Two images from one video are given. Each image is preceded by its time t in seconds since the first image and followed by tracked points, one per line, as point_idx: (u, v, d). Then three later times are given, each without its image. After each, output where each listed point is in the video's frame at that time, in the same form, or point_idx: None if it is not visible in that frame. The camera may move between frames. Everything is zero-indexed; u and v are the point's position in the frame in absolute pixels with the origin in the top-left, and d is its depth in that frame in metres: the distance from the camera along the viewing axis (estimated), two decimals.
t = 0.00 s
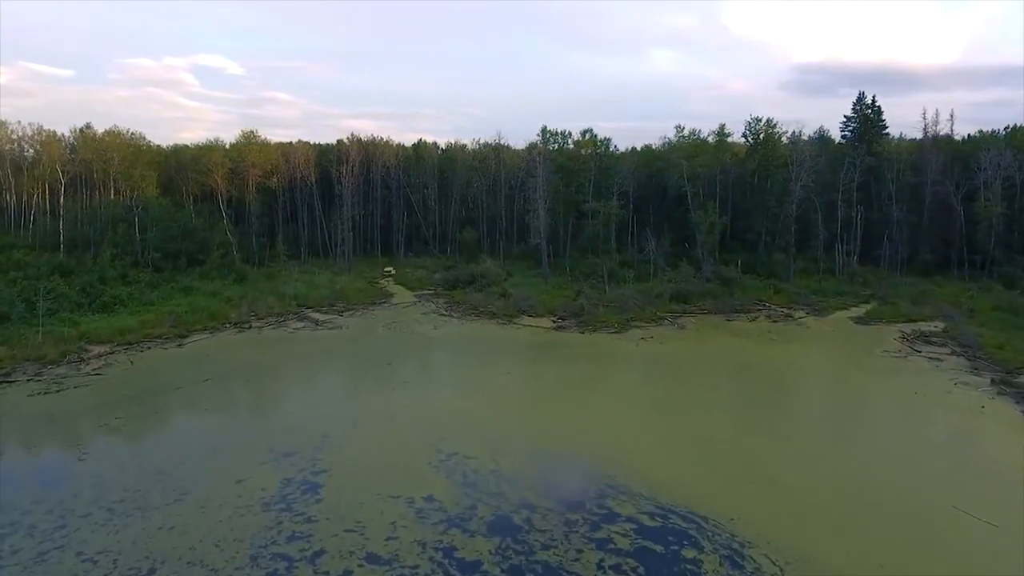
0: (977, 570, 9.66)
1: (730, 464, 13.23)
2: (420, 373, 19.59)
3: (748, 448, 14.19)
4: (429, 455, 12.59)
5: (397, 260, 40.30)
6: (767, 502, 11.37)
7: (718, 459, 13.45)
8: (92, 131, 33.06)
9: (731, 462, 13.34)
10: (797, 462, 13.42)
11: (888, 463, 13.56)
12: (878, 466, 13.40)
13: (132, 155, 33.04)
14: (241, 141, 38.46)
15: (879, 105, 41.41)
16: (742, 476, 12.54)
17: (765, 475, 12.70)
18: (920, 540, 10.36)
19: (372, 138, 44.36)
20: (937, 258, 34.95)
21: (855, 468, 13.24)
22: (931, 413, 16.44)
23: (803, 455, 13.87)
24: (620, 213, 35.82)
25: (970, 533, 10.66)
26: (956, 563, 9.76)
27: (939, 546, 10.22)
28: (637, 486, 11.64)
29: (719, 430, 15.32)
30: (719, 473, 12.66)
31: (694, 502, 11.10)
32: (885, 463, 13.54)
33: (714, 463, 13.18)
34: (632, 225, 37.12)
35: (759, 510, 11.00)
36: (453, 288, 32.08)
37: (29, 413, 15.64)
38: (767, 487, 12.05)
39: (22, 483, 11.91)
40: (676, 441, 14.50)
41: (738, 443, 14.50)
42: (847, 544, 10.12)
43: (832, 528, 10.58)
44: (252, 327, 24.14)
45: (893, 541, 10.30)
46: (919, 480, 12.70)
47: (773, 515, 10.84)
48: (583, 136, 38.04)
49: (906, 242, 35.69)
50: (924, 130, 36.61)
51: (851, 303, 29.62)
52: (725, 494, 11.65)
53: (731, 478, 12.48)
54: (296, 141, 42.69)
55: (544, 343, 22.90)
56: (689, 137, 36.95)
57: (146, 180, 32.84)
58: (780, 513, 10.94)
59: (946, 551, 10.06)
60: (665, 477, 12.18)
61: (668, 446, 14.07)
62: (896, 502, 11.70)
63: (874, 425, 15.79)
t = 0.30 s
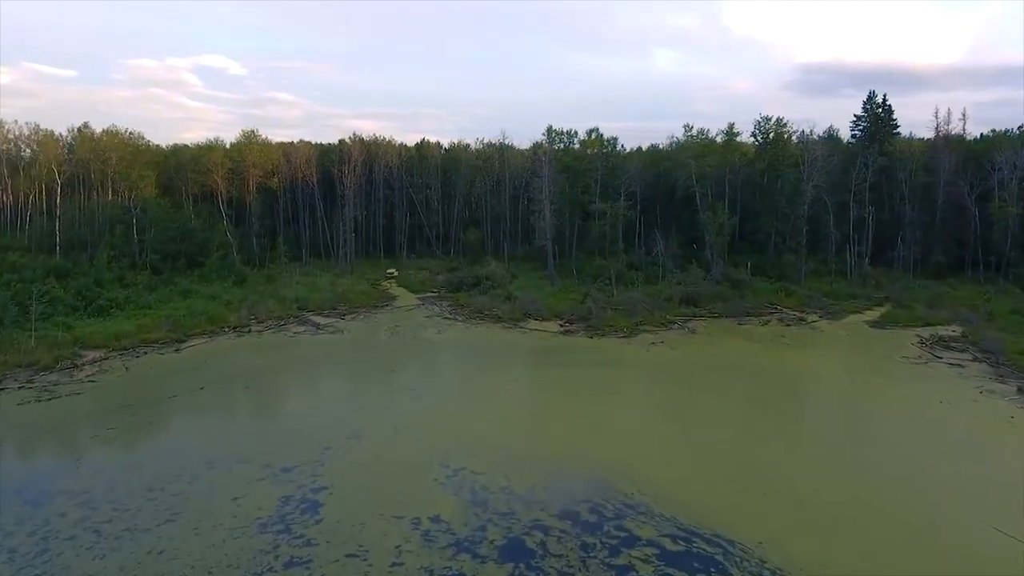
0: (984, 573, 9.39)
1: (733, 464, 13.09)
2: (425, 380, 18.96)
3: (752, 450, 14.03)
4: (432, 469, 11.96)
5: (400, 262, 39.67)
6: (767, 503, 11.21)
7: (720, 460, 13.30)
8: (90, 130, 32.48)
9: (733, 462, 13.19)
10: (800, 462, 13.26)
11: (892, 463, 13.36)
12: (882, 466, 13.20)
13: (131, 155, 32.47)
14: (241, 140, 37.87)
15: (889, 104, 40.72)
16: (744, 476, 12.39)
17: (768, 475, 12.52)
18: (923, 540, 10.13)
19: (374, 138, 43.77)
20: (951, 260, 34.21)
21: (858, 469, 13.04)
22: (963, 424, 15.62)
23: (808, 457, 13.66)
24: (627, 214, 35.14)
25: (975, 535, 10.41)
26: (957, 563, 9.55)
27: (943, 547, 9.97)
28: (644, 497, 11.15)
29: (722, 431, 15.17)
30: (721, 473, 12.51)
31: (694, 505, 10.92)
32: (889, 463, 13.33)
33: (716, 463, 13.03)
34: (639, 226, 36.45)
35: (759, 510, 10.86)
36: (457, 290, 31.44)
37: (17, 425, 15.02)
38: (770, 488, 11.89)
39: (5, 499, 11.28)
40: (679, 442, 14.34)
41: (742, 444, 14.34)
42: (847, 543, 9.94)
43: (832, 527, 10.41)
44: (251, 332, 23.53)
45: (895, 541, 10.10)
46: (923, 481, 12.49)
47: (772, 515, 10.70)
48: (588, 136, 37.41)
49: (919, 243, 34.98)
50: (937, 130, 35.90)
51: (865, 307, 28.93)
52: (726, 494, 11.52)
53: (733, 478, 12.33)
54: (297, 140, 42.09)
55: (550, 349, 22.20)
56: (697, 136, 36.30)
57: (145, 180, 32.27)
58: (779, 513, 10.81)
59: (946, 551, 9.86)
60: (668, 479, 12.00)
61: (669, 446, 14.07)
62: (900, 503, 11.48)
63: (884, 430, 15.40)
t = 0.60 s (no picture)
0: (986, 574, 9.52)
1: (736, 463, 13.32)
2: (430, 388, 18.34)
3: (757, 450, 14.20)
4: (438, 483, 11.59)
5: (402, 263, 39.05)
6: (771, 503, 11.41)
7: (726, 461, 13.46)
8: (87, 130, 31.86)
9: (738, 462, 13.39)
10: (804, 463, 13.43)
11: (895, 463, 13.50)
12: (886, 467, 13.32)
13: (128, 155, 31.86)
14: (242, 140, 37.19)
15: (900, 103, 40.02)
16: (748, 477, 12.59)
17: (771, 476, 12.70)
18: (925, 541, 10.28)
19: (376, 137, 43.15)
20: (965, 262, 33.51)
21: (860, 468, 13.29)
22: (996, 438, 14.87)
23: (814, 458, 13.77)
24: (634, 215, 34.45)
25: (976, 536, 10.53)
26: (957, 563, 9.71)
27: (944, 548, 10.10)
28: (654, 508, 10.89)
29: (728, 431, 15.33)
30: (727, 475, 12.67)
31: (700, 508, 11.04)
32: (892, 464, 13.47)
33: (721, 465, 13.18)
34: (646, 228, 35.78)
35: (763, 511, 11.03)
36: (461, 293, 30.80)
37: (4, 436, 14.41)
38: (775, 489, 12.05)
39: None
40: (686, 444, 14.42)
41: (748, 444, 14.49)
42: (848, 543, 10.12)
43: (833, 526, 10.61)
44: (251, 336, 22.91)
45: (898, 542, 10.23)
46: (925, 481, 12.62)
47: (775, 515, 10.91)
48: (594, 135, 36.77)
49: (932, 244, 34.28)
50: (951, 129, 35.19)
51: (879, 310, 28.25)
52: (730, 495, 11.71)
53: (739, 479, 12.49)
54: (298, 140, 41.46)
55: (557, 356, 21.48)
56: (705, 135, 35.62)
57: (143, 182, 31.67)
58: (781, 513, 11.01)
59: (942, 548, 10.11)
60: (675, 482, 12.12)
61: (673, 447, 14.19)
62: (902, 504, 11.60)
63: (894, 433, 15.30)
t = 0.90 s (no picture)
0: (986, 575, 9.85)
1: (742, 463, 13.63)
2: (436, 397, 17.66)
3: (763, 449, 14.51)
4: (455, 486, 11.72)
5: (405, 265, 38.43)
6: (774, 504, 11.80)
7: (732, 460, 13.78)
8: (83, 129, 31.20)
9: (745, 461, 13.74)
10: (809, 462, 13.75)
11: (898, 463, 13.76)
12: (890, 467, 13.58)
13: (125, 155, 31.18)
14: (241, 140, 36.55)
15: (910, 102, 39.36)
16: (754, 478, 12.91)
17: (776, 476, 13.05)
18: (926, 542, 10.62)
19: (377, 137, 42.51)
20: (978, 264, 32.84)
21: (862, 464, 13.70)
22: (1003, 438, 15.05)
23: (819, 458, 14.03)
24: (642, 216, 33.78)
25: (978, 537, 10.83)
26: (956, 563, 10.06)
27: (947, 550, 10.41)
28: (665, 515, 10.96)
29: (735, 432, 15.51)
30: (733, 476, 12.99)
31: (708, 511, 11.34)
32: (896, 463, 13.72)
33: (727, 465, 13.50)
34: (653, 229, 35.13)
35: (767, 513, 11.41)
36: (464, 296, 30.15)
37: None
38: (780, 490, 12.39)
39: None
40: (692, 444, 14.66)
41: (755, 443, 14.79)
42: (849, 544, 10.51)
43: (834, 528, 11.01)
44: (249, 341, 22.25)
45: (901, 545, 10.57)
46: (928, 481, 12.89)
47: (778, 517, 11.29)
48: (600, 134, 36.11)
49: (944, 246, 33.60)
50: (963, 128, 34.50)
51: (894, 314, 27.57)
52: (736, 496, 12.08)
53: (745, 480, 12.81)
54: (299, 140, 40.83)
55: (564, 362, 20.82)
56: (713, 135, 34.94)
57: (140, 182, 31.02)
58: (785, 514, 11.38)
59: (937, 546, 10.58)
60: (682, 484, 12.44)
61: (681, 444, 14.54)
62: (904, 504, 11.92)
63: (901, 434, 15.37)
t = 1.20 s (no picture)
0: None
1: (740, 464, 13.44)
2: (437, 405, 17.14)
3: (760, 450, 14.36)
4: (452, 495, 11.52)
5: (407, 267, 37.82)
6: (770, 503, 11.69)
7: (729, 462, 13.61)
8: (79, 129, 30.58)
9: (739, 461, 13.64)
10: (806, 462, 13.59)
11: (897, 463, 13.63)
12: (889, 467, 13.44)
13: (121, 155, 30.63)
14: (241, 139, 35.90)
15: (921, 101, 38.69)
16: (752, 479, 12.73)
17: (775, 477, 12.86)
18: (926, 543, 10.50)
19: (379, 137, 41.89)
20: (992, 265, 32.17)
21: (857, 463, 13.62)
22: (1004, 439, 14.92)
23: (818, 459, 13.85)
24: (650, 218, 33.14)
25: (979, 538, 10.73)
26: (956, 563, 9.99)
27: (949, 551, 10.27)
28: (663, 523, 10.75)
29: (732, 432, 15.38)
30: (730, 477, 12.80)
31: (706, 513, 11.18)
32: (894, 463, 13.61)
33: (724, 466, 13.33)
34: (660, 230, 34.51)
35: (766, 514, 11.23)
36: (468, 298, 29.50)
37: None
38: (778, 490, 12.22)
39: None
40: (690, 446, 14.47)
41: (753, 444, 14.63)
42: (846, 544, 10.42)
43: (830, 527, 10.92)
44: (247, 346, 21.63)
45: (902, 546, 10.44)
46: (927, 481, 12.78)
47: (777, 517, 11.14)
48: (606, 134, 35.50)
49: (958, 247, 32.94)
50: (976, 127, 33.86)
51: (909, 317, 26.91)
52: (734, 497, 11.91)
53: (743, 481, 12.65)
54: (299, 140, 40.22)
55: (569, 369, 20.12)
56: (722, 134, 34.36)
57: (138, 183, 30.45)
58: (783, 514, 11.25)
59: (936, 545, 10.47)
60: (678, 486, 12.30)
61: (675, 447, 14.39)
62: (904, 504, 11.79)
63: (902, 436, 15.17)
